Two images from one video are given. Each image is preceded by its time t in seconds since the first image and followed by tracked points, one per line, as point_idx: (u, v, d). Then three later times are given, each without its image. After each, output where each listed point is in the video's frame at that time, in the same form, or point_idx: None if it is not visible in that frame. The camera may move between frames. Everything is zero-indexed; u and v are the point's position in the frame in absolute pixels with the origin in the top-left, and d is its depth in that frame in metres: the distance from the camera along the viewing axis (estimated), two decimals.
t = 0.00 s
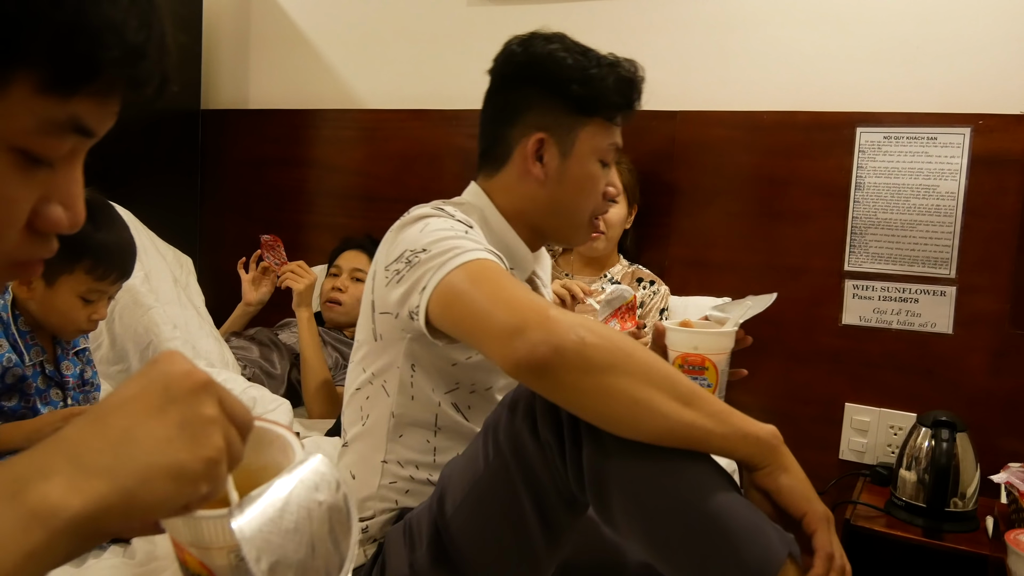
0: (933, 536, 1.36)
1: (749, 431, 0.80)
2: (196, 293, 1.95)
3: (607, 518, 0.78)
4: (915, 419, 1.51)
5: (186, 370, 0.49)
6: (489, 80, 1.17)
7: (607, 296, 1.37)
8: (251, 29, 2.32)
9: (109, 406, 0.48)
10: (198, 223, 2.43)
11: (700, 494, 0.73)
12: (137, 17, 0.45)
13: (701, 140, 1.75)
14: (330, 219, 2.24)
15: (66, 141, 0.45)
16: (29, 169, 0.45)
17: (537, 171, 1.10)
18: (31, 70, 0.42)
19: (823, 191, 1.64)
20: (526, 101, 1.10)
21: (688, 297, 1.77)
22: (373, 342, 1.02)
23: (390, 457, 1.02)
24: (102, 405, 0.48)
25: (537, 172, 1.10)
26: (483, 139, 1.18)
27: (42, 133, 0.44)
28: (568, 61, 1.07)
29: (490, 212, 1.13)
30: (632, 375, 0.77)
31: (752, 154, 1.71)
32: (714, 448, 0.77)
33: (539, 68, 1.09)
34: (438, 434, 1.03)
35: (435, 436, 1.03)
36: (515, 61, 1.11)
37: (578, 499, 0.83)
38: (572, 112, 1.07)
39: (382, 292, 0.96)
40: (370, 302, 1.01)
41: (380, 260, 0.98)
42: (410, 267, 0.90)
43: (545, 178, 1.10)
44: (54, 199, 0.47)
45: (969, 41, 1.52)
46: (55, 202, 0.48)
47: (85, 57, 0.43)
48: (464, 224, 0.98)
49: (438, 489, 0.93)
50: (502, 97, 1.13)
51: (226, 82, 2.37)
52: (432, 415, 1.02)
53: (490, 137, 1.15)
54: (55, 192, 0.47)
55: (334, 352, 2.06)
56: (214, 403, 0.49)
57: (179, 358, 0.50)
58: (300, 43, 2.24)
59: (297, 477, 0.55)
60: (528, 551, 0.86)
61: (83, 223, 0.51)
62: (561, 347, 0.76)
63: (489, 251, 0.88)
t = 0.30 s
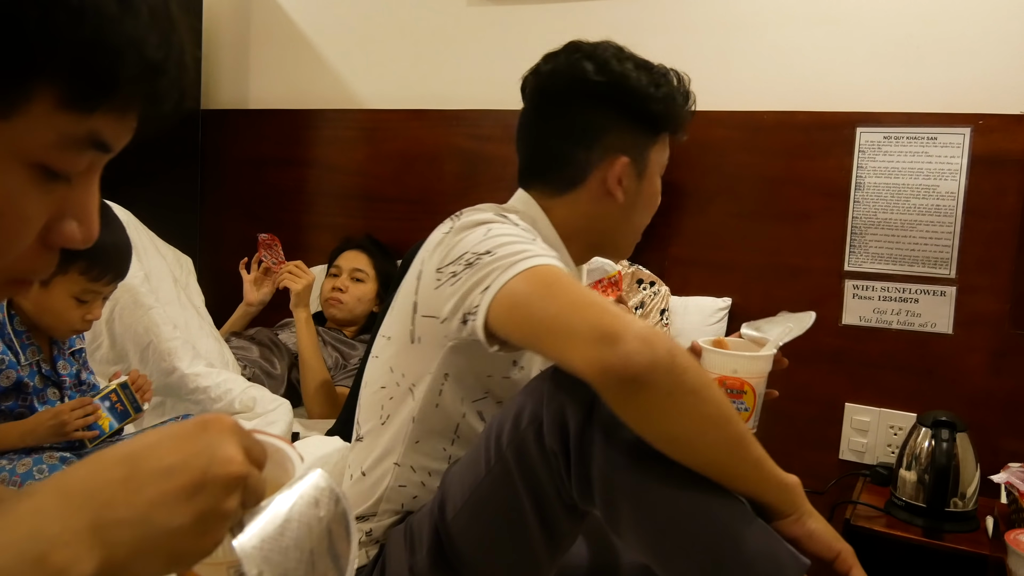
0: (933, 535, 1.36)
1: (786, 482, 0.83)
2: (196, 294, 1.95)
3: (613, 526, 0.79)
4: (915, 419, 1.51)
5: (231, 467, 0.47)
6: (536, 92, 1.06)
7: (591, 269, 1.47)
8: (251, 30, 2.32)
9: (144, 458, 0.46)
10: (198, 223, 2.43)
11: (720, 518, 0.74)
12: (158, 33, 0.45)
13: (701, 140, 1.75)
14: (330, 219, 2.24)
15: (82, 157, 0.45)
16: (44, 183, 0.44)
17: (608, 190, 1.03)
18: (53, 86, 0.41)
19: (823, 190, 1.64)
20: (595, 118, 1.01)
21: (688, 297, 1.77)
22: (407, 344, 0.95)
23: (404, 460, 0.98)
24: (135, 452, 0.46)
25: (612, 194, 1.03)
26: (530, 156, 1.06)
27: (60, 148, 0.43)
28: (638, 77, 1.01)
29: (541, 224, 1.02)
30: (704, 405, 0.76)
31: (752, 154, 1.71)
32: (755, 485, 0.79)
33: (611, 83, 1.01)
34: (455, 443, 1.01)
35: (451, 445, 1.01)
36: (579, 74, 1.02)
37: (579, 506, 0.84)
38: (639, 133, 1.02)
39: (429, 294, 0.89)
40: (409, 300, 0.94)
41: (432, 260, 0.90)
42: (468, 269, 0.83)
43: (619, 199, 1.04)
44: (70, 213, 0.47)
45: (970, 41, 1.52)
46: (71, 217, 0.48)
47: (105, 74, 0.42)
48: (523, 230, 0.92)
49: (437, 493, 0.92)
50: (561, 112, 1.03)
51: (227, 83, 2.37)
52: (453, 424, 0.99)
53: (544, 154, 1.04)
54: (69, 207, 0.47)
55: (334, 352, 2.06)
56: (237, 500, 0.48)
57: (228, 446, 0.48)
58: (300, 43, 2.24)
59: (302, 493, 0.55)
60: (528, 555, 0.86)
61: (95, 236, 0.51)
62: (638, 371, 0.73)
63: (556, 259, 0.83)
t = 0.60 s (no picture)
0: (933, 535, 1.36)
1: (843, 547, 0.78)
2: (196, 294, 1.95)
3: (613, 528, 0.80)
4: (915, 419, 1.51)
5: (223, 511, 0.46)
6: (558, 98, 1.03)
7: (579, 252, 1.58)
8: (251, 30, 2.32)
9: (129, 492, 0.44)
10: (198, 223, 2.43)
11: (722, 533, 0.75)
12: (170, 45, 0.45)
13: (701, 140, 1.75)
14: (330, 219, 2.24)
15: (90, 168, 0.45)
16: (52, 192, 0.44)
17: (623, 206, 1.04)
18: (65, 97, 0.41)
19: (823, 190, 1.64)
20: (620, 130, 1.00)
21: (687, 297, 1.77)
22: (420, 349, 0.95)
23: (411, 462, 0.98)
24: (122, 484, 0.44)
25: (628, 209, 1.04)
26: (547, 165, 1.04)
27: (69, 159, 0.43)
28: (664, 91, 1.00)
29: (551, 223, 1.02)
30: (760, 470, 0.74)
31: (752, 154, 1.71)
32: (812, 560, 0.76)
33: (638, 96, 0.99)
34: (462, 448, 1.01)
35: (459, 449, 1.01)
36: (607, 87, 0.99)
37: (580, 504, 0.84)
38: (661, 144, 1.03)
39: (451, 301, 0.89)
40: (427, 304, 0.94)
41: (456, 267, 0.90)
42: (500, 285, 0.83)
43: (632, 214, 1.05)
44: (76, 222, 0.47)
45: (970, 41, 1.52)
46: (78, 224, 0.47)
47: (119, 86, 0.42)
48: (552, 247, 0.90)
49: (438, 493, 0.92)
50: (584, 123, 1.01)
51: (226, 83, 2.37)
52: (463, 430, 0.99)
53: (562, 164, 1.02)
54: (77, 215, 0.46)
55: (335, 352, 2.06)
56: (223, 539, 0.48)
57: (222, 488, 0.47)
58: (300, 43, 2.24)
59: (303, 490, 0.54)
60: (529, 553, 0.87)
61: (100, 245, 0.50)
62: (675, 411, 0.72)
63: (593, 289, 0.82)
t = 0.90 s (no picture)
0: (933, 535, 1.36)
1: (836, 530, 0.77)
2: (196, 294, 1.95)
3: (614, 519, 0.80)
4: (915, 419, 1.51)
5: (209, 518, 0.45)
6: (557, 89, 1.01)
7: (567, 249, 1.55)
8: (251, 30, 2.32)
9: (114, 498, 0.43)
10: (198, 223, 2.43)
11: (713, 515, 0.75)
12: (167, 45, 0.45)
13: (701, 140, 1.75)
14: (330, 219, 2.24)
15: (86, 171, 0.45)
16: (47, 196, 0.44)
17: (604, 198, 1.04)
18: (59, 101, 0.41)
19: (822, 190, 1.64)
20: (614, 127, 1.00)
21: (687, 297, 1.77)
22: (403, 342, 0.96)
23: (406, 457, 0.97)
24: (107, 489, 0.44)
25: (609, 201, 1.04)
26: (539, 154, 1.02)
27: (63, 163, 0.43)
28: (655, 94, 1.03)
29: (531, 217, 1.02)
30: (734, 443, 0.75)
31: (751, 154, 1.71)
32: (798, 540, 0.75)
33: (635, 96, 1.00)
34: (456, 439, 1.00)
35: (452, 440, 1.00)
36: (607, 84, 0.99)
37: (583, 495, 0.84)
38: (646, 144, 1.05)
39: (430, 292, 0.90)
40: (407, 296, 0.95)
41: (434, 257, 0.90)
42: (476, 274, 0.84)
43: (613, 207, 1.06)
44: (71, 224, 0.47)
45: (970, 42, 1.52)
46: (71, 228, 0.47)
47: (114, 89, 0.42)
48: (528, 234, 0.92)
49: (442, 490, 0.92)
50: (581, 116, 1.00)
51: (227, 83, 2.37)
52: (455, 421, 0.99)
53: (555, 154, 1.01)
54: (70, 218, 0.47)
55: (335, 352, 2.06)
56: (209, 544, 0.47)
57: (208, 494, 0.46)
58: (300, 43, 2.24)
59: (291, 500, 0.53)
60: (533, 548, 0.87)
61: (96, 246, 0.51)
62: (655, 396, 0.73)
63: (570, 277, 0.84)
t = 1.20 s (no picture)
0: (933, 535, 1.36)
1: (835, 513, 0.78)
2: (196, 293, 1.95)
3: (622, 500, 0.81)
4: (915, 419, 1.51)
5: (206, 554, 0.46)
6: (526, 84, 1.03)
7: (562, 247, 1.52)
8: (251, 29, 2.32)
9: (111, 533, 0.43)
10: (198, 223, 2.43)
11: (719, 491, 0.75)
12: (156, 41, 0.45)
13: (701, 140, 1.75)
14: (330, 219, 2.24)
15: (73, 170, 0.45)
16: (35, 195, 0.44)
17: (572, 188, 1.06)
18: (45, 99, 0.41)
19: (822, 190, 1.64)
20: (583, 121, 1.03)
21: (687, 297, 1.77)
22: (396, 341, 0.96)
23: (402, 455, 0.97)
24: (102, 522, 0.43)
25: (578, 191, 1.06)
26: (511, 149, 1.03)
27: (50, 160, 0.43)
28: (617, 88, 1.06)
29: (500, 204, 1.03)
30: (734, 414, 0.76)
31: (751, 154, 1.71)
32: (797, 511, 0.76)
33: (601, 91, 1.03)
34: (450, 433, 1.00)
35: (446, 434, 1.00)
36: (575, 78, 1.01)
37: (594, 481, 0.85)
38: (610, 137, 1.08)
39: (421, 288, 0.91)
40: (397, 295, 0.95)
41: (423, 254, 0.91)
42: (469, 265, 0.85)
43: (581, 196, 1.08)
44: (61, 224, 0.47)
45: (970, 41, 1.51)
46: (62, 225, 0.48)
47: (101, 87, 0.43)
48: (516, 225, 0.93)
49: (450, 481, 0.92)
50: (551, 109, 1.01)
51: (227, 83, 2.37)
52: (449, 415, 0.98)
53: (527, 148, 1.02)
54: (60, 217, 0.47)
55: (334, 351, 2.06)
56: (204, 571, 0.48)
57: (206, 528, 0.47)
58: (300, 43, 2.24)
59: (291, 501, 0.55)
60: (541, 533, 0.87)
61: (87, 249, 0.51)
62: (664, 370, 0.75)
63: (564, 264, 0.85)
